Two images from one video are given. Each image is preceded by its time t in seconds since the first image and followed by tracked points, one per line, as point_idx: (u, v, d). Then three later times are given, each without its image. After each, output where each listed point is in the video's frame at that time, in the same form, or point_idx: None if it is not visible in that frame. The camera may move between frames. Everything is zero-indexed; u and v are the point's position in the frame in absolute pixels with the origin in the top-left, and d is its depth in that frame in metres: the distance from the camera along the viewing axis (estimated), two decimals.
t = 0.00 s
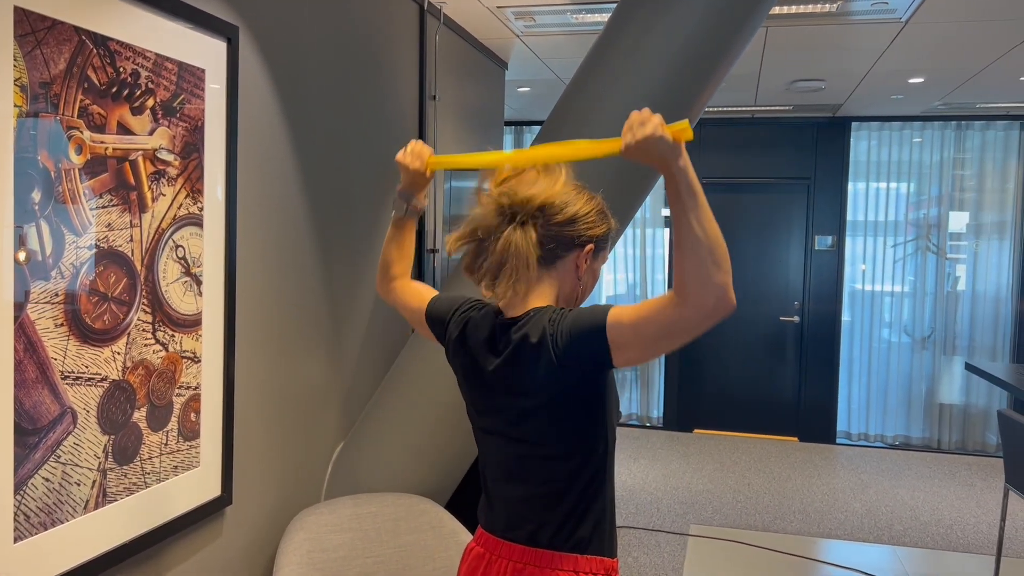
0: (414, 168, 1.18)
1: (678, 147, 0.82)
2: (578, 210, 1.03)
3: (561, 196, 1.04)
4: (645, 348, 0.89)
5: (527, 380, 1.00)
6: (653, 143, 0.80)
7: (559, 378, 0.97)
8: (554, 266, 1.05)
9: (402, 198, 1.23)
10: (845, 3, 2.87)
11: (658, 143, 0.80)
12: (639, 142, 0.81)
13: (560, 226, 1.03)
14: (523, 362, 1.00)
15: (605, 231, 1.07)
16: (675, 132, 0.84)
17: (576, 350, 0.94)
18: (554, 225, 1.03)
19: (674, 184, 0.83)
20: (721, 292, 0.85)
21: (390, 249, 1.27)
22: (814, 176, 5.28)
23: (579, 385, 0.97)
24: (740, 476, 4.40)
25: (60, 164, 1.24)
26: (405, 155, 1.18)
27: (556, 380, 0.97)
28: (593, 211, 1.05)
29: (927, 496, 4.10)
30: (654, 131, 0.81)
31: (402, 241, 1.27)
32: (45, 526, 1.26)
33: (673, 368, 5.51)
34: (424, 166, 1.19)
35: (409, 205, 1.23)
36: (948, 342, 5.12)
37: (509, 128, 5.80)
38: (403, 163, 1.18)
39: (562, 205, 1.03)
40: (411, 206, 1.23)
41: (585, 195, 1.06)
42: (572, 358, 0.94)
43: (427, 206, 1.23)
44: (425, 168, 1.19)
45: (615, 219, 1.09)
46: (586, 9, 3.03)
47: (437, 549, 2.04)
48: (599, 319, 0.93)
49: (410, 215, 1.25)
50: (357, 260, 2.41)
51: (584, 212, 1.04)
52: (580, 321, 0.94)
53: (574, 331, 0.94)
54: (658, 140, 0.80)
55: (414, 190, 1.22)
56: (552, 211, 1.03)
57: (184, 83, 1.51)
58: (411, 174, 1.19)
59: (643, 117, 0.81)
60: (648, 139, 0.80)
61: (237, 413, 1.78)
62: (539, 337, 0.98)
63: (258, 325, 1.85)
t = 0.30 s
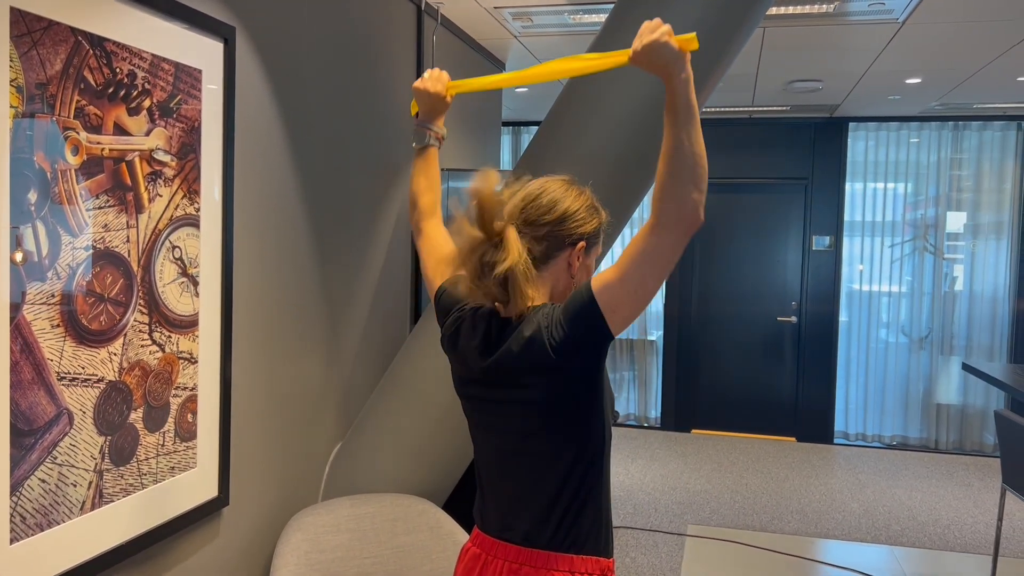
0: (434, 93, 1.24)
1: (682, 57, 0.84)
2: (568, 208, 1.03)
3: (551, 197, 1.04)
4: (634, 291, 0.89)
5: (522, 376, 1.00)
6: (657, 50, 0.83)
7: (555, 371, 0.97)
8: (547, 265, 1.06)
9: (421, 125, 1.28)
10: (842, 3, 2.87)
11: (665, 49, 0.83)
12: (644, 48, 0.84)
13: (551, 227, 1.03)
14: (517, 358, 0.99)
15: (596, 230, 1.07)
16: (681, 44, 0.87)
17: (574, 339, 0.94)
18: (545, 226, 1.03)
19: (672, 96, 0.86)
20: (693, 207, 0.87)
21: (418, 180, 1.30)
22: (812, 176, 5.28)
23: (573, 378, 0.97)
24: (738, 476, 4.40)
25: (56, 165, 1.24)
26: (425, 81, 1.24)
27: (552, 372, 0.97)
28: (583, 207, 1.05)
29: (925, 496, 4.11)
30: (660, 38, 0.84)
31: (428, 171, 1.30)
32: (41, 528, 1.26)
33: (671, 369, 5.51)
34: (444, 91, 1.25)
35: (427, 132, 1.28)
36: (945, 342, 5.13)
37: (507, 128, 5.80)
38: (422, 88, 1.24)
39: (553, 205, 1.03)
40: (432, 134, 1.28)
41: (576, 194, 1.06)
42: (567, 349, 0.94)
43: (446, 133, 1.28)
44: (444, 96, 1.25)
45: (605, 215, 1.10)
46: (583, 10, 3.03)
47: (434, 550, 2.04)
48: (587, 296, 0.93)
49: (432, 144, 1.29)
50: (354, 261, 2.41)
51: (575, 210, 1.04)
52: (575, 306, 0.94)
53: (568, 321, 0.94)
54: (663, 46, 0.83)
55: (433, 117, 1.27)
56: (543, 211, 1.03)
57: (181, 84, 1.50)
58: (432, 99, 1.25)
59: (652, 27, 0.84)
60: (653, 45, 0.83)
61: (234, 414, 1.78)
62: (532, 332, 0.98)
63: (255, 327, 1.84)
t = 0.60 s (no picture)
0: (454, 65, 1.26)
1: (700, 29, 0.88)
2: (552, 204, 1.04)
3: (532, 196, 1.05)
4: (618, 263, 0.92)
5: (523, 370, 0.99)
6: (677, 16, 0.88)
7: (555, 365, 0.97)
8: (537, 265, 1.06)
9: (439, 100, 1.29)
10: (842, 3, 2.87)
11: (684, 19, 0.88)
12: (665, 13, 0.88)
13: (535, 227, 1.04)
14: (519, 352, 0.99)
15: (583, 221, 1.07)
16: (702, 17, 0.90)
17: (576, 328, 0.94)
18: (529, 226, 1.04)
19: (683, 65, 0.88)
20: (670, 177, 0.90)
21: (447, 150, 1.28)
22: (813, 177, 5.28)
23: (575, 372, 0.97)
24: (739, 477, 4.40)
25: (56, 167, 1.24)
26: (442, 56, 1.27)
27: (554, 365, 0.97)
28: (569, 202, 1.05)
29: (926, 496, 4.10)
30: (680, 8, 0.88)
31: (455, 143, 1.29)
32: (41, 529, 1.26)
33: (671, 370, 5.51)
34: (462, 64, 1.27)
35: (446, 105, 1.29)
36: (947, 342, 5.12)
37: (507, 129, 5.80)
38: (441, 62, 1.27)
39: (534, 204, 1.04)
40: (451, 106, 1.29)
41: (557, 188, 1.06)
42: (570, 340, 0.95)
43: (464, 105, 1.30)
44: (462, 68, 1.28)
45: (590, 203, 1.10)
46: (584, 10, 3.04)
47: (435, 551, 2.04)
48: (585, 282, 0.94)
49: (453, 115, 1.30)
50: (355, 262, 2.41)
51: (558, 206, 1.04)
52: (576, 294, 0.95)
53: (570, 312, 0.95)
54: (684, 15, 0.88)
55: (451, 91, 1.29)
56: (527, 212, 1.04)
57: (181, 86, 1.50)
58: (449, 73, 1.27)
59: None
60: (673, 11, 0.88)
61: (235, 414, 1.78)
62: (532, 328, 0.98)
63: (256, 328, 1.85)
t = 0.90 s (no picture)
0: (448, 71, 1.27)
1: (722, 32, 0.88)
2: (555, 206, 1.04)
3: (534, 197, 1.04)
4: (620, 264, 0.92)
5: (525, 369, 0.99)
6: (699, 18, 0.88)
7: (558, 365, 0.97)
8: (539, 267, 1.06)
9: (433, 105, 1.30)
10: (845, 4, 2.86)
11: (706, 20, 0.88)
12: (688, 13, 0.88)
13: (538, 228, 1.03)
14: (522, 351, 0.99)
15: (585, 221, 1.07)
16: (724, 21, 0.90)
17: (579, 328, 0.94)
18: (532, 228, 1.04)
19: (701, 67, 0.88)
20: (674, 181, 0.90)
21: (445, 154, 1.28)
22: (815, 177, 5.27)
23: (577, 372, 0.97)
24: (742, 478, 4.40)
25: (59, 168, 1.24)
26: (436, 62, 1.28)
27: (557, 365, 0.97)
28: (572, 203, 1.05)
29: (929, 497, 4.09)
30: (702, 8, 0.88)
31: (450, 146, 1.29)
32: (44, 531, 1.26)
33: (674, 370, 5.50)
34: (456, 70, 1.28)
35: (440, 110, 1.30)
36: (950, 343, 5.11)
37: (509, 130, 5.80)
38: (434, 67, 1.28)
39: (536, 206, 1.04)
40: (445, 111, 1.30)
41: (559, 188, 1.06)
42: (574, 340, 0.95)
43: (458, 109, 1.30)
44: (456, 74, 1.28)
45: (592, 203, 1.09)
46: (585, 11, 3.04)
47: (439, 553, 2.03)
48: (587, 280, 0.94)
49: (448, 120, 1.30)
50: (357, 263, 2.41)
51: (560, 206, 1.04)
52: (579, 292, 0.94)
53: (573, 312, 0.95)
54: (706, 16, 0.88)
55: (444, 96, 1.30)
56: (530, 214, 1.04)
57: (183, 87, 1.51)
58: (442, 78, 1.28)
59: None
60: (696, 11, 0.88)
61: (237, 415, 1.78)
62: (536, 329, 0.98)
63: (258, 329, 1.85)
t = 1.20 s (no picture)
0: (451, 70, 1.27)
1: (712, 29, 0.88)
2: (556, 206, 1.03)
3: (536, 197, 1.04)
4: (619, 263, 0.92)
5: (527, 368, 0.99)
6: (690, 15, 0.88)
7: (560, 364, 0.97)
8: (540, 267, 1.06)
9: (437, 104, 1.30)
10: (847, 4, 2.86)
11: (697, 17, 0.88)
12: (679, 11, 0.88)
13: (540, 229, 1.03)
14: (523, 351, 0.99)
15: (586, 221, 1.07)
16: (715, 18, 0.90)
17: (581, 329, 0.94)
18: (534, 229, 1.04)
19: (693, 64, 0.88)
20: (671, 179, 0.90)
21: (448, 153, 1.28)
22: (818, 178, 5.27)
23: (578, 372, 0.97)
24: (745, 478, 4.39)
25: (63, 169, 1.24)
26: (439, 61, 1.28)
27: (559, 364, 0.97)
28: (573, 203, 1.05)
29: (932, 498, 4.08)
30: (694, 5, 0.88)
31: (453, 144, 1.29)
32: (48, 531, 1.27)
33: (677, 370, 5.49)
34: (459, 69, 1.28)
35: (443, 109, 1.30)
36: (953, 343, 5.10)
37: (512, 131, 5.81)
38: (437, 66, 1.28)
39: (538, 207, 1.04)
40: (448, 110, 1.30)
41: (561, 189, 1.06)
42: (574, 340, 0.95)
43: (461, 108, 1.30)
44: (459, 74, 1.28)
45: (593, 203, 1.09)
46: (588, 12, 3.04)
47: (441, 553, 2.03)
48: (586, 278, 0.94)
49: (451, 119, 1.30)
50: (359, 263, 2.41)
51: (562, 207, 1.04)
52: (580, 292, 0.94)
53: (574, 312, 0.95)
54: (697, 13, 0.88)
55: (447, 95, 1.30)
56: (532, 214, 1.04)
57: (186, 88, 1.51)
58: (445, 77, 1.28)
59: None
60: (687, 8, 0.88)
61: (240, 415, 1.79)
62: (538, 329, 0.98)
63: (261, 329, 1.85)
